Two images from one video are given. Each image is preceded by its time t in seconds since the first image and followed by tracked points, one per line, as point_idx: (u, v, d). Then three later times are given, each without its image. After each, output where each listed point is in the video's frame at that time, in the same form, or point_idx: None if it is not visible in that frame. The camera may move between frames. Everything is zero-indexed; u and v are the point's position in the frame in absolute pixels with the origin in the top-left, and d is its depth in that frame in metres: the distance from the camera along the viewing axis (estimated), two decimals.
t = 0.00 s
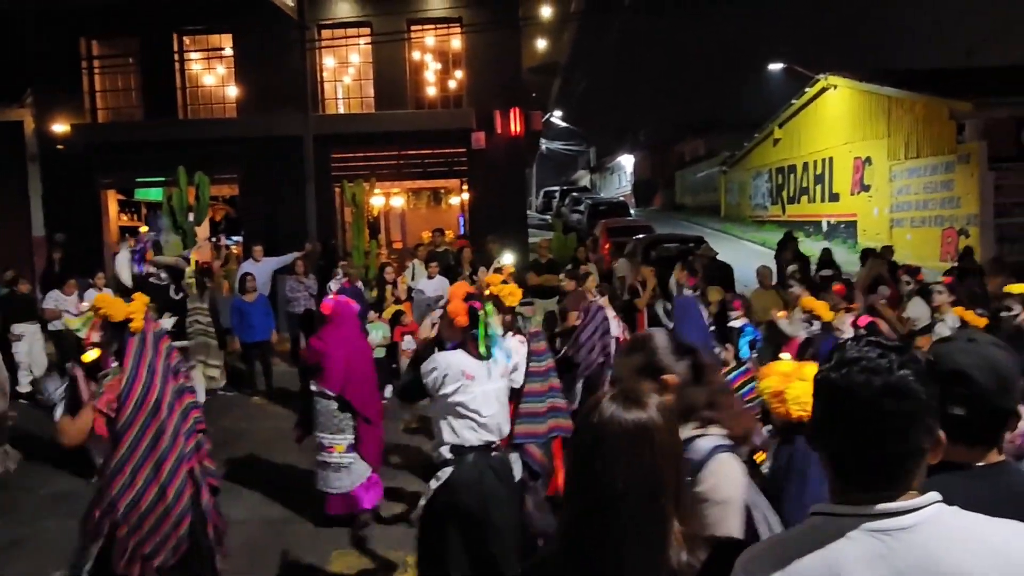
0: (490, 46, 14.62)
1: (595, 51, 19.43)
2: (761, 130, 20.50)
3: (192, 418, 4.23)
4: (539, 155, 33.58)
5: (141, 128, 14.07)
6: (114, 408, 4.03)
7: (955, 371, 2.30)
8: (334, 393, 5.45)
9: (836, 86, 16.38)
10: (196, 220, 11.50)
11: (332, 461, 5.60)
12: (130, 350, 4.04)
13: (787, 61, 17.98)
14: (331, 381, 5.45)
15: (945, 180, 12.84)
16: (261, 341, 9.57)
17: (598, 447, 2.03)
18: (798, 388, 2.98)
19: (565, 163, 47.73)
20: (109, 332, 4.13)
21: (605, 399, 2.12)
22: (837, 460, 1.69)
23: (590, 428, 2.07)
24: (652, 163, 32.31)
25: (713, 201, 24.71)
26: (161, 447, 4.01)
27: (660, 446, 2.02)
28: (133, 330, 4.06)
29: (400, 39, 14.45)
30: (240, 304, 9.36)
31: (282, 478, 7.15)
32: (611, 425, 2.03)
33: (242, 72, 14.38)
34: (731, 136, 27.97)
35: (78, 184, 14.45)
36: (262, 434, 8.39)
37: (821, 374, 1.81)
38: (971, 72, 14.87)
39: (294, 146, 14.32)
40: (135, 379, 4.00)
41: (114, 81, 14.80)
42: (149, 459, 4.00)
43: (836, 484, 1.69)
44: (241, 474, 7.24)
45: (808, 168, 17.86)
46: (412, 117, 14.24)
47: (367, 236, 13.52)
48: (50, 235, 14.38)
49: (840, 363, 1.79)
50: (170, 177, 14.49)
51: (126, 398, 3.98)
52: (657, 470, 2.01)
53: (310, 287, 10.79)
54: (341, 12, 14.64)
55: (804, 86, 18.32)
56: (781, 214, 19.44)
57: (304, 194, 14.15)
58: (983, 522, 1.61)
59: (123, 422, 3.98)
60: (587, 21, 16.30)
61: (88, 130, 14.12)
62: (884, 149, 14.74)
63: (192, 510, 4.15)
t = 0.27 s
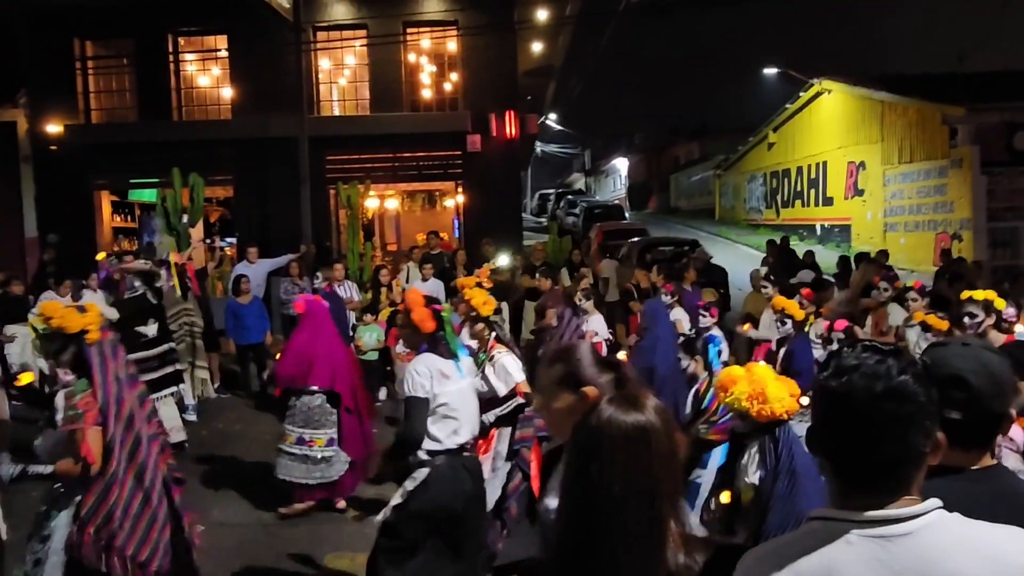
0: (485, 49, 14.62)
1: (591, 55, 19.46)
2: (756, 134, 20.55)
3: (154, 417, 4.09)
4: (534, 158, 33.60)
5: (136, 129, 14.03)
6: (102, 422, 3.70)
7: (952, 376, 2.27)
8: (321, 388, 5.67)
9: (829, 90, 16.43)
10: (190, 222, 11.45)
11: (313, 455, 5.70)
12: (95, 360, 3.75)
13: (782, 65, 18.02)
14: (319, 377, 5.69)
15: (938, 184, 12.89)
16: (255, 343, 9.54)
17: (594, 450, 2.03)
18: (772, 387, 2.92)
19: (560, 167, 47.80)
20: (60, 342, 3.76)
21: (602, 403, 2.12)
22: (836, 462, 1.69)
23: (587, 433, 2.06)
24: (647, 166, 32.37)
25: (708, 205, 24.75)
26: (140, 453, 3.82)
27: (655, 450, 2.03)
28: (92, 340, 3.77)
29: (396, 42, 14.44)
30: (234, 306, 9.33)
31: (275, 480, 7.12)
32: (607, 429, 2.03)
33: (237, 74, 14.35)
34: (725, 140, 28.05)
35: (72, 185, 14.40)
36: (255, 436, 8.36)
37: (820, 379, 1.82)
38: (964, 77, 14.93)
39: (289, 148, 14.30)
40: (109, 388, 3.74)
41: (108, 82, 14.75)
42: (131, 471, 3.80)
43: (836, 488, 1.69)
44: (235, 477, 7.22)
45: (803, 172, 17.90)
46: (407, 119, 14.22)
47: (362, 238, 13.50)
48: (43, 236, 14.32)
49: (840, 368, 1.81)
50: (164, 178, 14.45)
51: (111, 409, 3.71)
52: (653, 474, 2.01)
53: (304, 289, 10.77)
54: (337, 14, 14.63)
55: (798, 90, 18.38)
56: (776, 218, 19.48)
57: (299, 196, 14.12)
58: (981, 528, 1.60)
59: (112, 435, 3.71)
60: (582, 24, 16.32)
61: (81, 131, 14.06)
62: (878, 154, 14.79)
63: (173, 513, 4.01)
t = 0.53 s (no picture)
0: (482, 52, 14.64)
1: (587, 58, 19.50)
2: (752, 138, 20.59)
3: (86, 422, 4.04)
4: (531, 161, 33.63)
5: (132, 130, 14.01)
6: (33, 430, 3.67)
7: (955, 379, 2.29)
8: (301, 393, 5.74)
9: (825, 94, 16.48)
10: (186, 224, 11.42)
11: (291, 459, 5.84)
12: (19, 370, 3.70)
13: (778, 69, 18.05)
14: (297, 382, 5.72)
15: (934, 188, 12.93)
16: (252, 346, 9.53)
17: (595, 451, 2.03)
18: (754, 388, 3.38)
19: (556, 168, 47.87)
20: None
21: (602, 403, 2.12)
22: (838, 464, 1.70)
23: (587, 433, 2.06)
24: (644, 169, 32.41)
25: (704, 208, 24.80)
26: (78, 459, 3.78)
27: (655, 450, 2.03)
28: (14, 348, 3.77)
29: (393, 44, 14.45)
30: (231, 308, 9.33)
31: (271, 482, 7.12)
32: (607, 431, 2.04)
33: (234, 75, 14.35)
34: (721, 143, 28.11)
35: (67, 186, 14.37)
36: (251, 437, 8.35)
37: (821, 380, 1.83)
38: (959, 82, 14.99)
39: (285, 150, 14.30)
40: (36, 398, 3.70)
41: (104, 83, 14.73)
42: (70, 482, 3.74)
43: (838, 488, 1.70)
44: (231, 478, 7.21)
45: (799, 175, 17.95)
46: (404, 121, 14.23)
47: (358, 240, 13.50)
48: (38, 237, 14.29)
49: (842, 369, 1.81)
50: (161, 180, 14.43)
51: (40, 418, 3.68)
52: (653, 474, 2.02)
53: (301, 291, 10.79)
54: (334, 16, 14.64)
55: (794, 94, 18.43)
56: (772, 221, 19.53)
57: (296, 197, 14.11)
58: (982, 526, 1.63)
59: (46, 442, 3.69)
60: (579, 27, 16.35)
61: (77, 132, 14.03)
62: (873, 158, 14.84)
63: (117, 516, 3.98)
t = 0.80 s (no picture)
0: (482, 54, 14.65)
1: (587, 60, 19.51)
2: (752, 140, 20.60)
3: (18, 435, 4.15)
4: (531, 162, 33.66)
5: (132, 131, 14.01)
6: None
7: (963, 381, 2.30)
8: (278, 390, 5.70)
9: (825, 96, 16.49)
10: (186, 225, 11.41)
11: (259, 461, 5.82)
12: None
13: (778, 71, 18.06)
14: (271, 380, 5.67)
15: (934, 190, 12.94)
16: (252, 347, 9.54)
17: (597, 451, 2.03)
18: (732, 403, 3.30)
19: (555, 171, 47.91)
20: None
21: (606, 405, 2.12)
22: (838, 462, 1.70)
23: (591, 434, 2.06)
24: (643, 171, 32.43)
25: (704, 210, 24.81)
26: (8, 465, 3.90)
27: (658, 452, 2.04)
28: None
29: (393, 46, 14.47)
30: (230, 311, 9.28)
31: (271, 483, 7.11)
32: (610, 431, 2.04)
33: (235, 77, 14.36)
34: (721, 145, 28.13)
35: (67, 187, 14.37)
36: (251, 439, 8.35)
37: (821, 378, 1.82)
38: (958, 85, 15.00)
39: (285, 152, 14.31)
40: None
41: (104, 85, 14.73)
42: None
43: (839, 487, 1.70)
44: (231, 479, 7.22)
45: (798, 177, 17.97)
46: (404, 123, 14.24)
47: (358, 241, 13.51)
48: (38, 239, 14.28)
49: (842, 368, 1.81)
50: (161, 181, 14.44)
51: None
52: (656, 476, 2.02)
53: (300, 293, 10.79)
54: (334, 18, 14.66)
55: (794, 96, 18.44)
56: (771, 223, 19.54)
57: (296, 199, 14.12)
58: (984, 525, 1.63)
59: None
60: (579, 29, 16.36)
61: (77, 134, 14.03)
62: (873, 160, 14.84)
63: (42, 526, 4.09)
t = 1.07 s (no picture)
0: (487, 56, 14.67)
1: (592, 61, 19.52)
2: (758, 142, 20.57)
3: None
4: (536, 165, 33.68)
5: (138, 133, 14.05)
6: None
7: (966, 384, 2.28)
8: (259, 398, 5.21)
9: (831, 98, 16.47)
10: (192, 227, 11.44)
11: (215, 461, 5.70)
12: None
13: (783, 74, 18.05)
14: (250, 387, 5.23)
15: (940, 192, 12.91)
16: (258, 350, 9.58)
17: (607, 452, 2.04)
18: (708, 418, 3.29)
19: (560, 173, 47.94)
20: None
21: (616, 407, 2.13)
22: (844, 461, 1.71)
23: (601, 437, 2.07)
24: (648, 173, 32.43)
25: (709, 212, 24.79)
26: None
27: (666, 454, 2.04)
28: None
29: (398, 48, 14.50)
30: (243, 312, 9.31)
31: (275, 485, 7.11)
32: (620, 434, 2.05)
33: (241, 80, 14.41)
34: (726, 148, 28.10)
35: (73, 189, 14.42)
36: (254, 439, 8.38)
37: (824, 380, 1.84)
38: (965, 86, 14.95)
39: (291, 154, 14.33)
40: None
41: (111, 87, 14.80)
42: None
43: (845, 487, 1.71)
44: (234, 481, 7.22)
45: (804, 179, 17.94)
46: (410, 125, 14.25)
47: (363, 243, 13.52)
48: (45, 240, 14.34)
49: (847, 369, 1.82)
50: (167, 183, 14.48)
51: None
52: (666, 479, 2.03)
53: (305, 295, 10.83)
54: (340, 21, 14.70)
55: (800, 98, 18.41)
56: (776, 225, 19.52)
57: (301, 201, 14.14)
58: (990, 525, 1.63)
59: None
60: (584, 31, 16.38)
61: (84, 136, 14.08)
62: (879, 161, 14.81)
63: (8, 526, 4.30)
